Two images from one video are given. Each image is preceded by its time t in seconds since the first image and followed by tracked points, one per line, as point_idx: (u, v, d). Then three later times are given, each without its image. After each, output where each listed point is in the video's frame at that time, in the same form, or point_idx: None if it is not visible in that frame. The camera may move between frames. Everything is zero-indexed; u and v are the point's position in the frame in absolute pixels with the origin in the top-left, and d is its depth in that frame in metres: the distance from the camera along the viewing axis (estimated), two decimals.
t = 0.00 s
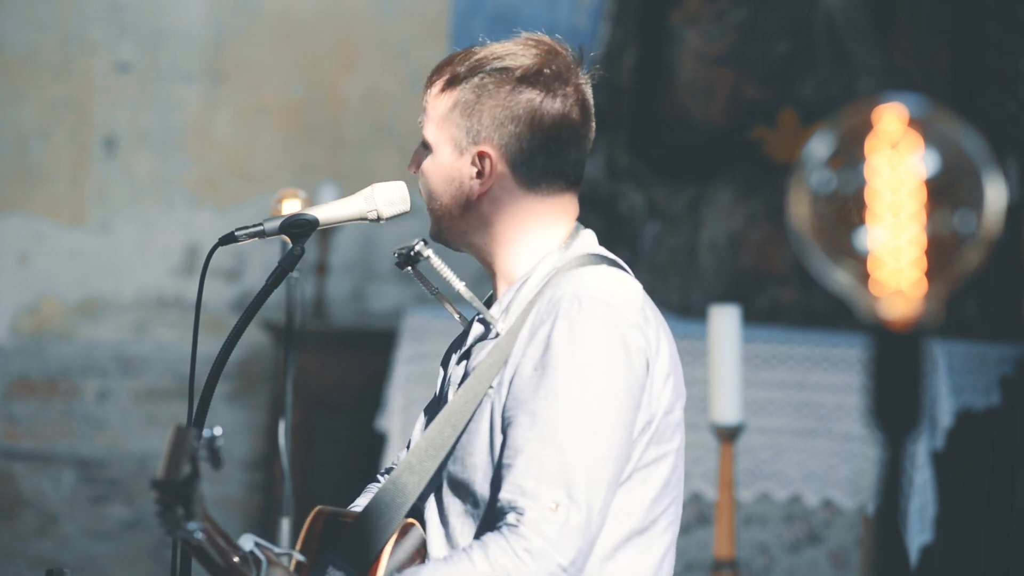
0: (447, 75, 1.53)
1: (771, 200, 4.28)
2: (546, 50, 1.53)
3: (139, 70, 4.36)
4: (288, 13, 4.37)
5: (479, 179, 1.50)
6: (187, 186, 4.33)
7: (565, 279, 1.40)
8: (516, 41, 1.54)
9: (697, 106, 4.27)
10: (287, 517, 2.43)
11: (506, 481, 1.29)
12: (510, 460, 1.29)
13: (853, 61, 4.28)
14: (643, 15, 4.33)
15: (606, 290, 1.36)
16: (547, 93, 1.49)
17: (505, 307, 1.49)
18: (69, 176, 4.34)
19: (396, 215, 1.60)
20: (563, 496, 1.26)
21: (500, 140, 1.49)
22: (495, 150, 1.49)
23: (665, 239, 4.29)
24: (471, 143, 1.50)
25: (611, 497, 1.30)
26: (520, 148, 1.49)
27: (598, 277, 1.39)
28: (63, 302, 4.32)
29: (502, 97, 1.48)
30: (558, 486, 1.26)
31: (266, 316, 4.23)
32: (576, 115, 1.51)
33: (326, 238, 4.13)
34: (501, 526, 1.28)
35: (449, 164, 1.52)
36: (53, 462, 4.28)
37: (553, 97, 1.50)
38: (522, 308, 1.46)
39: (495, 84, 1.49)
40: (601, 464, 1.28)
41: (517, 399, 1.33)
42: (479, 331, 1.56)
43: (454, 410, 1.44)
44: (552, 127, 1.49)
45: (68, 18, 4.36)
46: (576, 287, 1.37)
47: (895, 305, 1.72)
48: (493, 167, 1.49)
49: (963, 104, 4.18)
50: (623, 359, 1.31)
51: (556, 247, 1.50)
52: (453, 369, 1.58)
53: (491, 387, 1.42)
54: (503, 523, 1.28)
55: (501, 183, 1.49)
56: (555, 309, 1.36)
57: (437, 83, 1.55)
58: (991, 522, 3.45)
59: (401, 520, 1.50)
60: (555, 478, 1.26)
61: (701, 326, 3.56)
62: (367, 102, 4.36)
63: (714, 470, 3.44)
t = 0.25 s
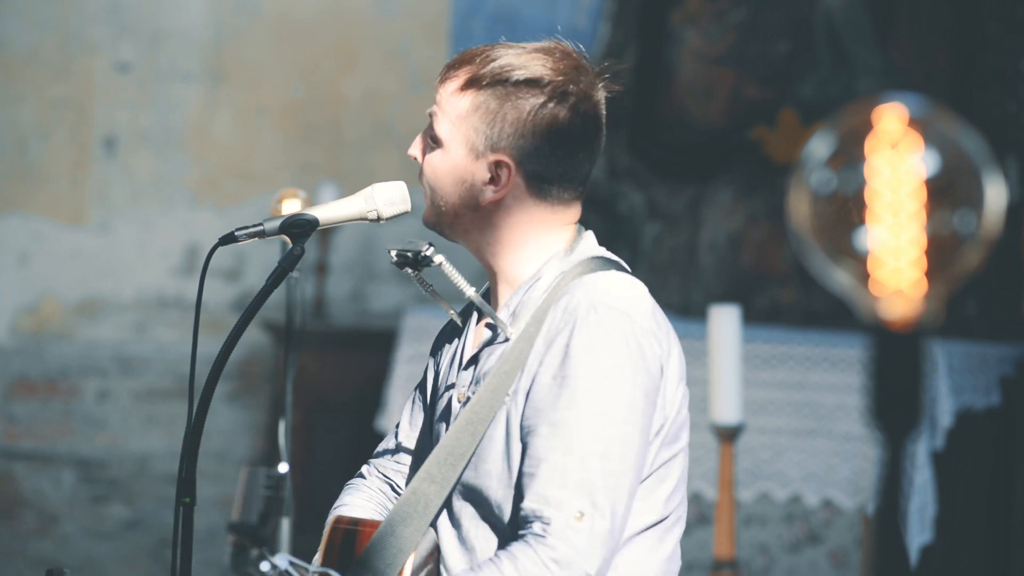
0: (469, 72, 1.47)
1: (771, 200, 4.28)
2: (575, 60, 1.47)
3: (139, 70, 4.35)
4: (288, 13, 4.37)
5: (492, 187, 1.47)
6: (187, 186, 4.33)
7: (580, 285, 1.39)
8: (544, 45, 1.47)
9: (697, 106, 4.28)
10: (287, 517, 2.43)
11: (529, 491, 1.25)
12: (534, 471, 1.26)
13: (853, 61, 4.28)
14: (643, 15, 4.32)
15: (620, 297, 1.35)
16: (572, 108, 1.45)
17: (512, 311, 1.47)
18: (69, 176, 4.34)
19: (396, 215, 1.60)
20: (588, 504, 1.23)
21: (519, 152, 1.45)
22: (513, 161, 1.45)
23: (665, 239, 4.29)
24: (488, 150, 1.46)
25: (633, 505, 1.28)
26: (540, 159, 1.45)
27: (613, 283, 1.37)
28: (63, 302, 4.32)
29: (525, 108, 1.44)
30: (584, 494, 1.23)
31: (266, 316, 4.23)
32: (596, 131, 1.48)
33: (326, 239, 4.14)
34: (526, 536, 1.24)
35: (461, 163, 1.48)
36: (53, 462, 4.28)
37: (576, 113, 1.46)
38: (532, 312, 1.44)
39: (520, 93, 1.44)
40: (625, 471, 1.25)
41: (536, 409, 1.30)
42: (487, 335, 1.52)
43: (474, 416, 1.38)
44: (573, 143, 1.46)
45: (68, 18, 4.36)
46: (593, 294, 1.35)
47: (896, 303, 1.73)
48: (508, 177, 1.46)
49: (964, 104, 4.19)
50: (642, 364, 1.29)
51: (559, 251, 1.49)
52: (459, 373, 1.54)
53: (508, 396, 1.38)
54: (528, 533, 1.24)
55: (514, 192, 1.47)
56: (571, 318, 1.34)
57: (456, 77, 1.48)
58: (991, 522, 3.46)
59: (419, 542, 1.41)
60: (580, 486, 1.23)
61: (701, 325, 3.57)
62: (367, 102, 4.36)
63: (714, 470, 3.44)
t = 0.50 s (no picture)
0: (491, 72, 1.54)
1: (771, 200, 4.28)
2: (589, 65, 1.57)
3: (139, 70, 4.35)
4: (288, 13, 4.37)
5: (507, 186, 1.56)
6: (187, 186, 4.33)
7: (591, 291, 1.47)
8: (562, 50, 1.56)
9: (697, 106, 4.28)
10: (287, 517, 2.43)
11: (549, 494, 1.34)
12: (555, 476, 1.34)
13: (853, 61, 4.28)
14: (643, 15, 4.31)
15: (631, 304, 1.44)
16: (588, 115, 1.55)
17: (520, 305, 1.55)
18: (69, 176, 4.33)
19: (396, 214, 1.60)
20: (607, 509, 1.32)
21: (536, 155, 1.55)
22: (529, 162, 1.55)
23: (665, 239, 4.29)
24: (506, 151, 1.54)
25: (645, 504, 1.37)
26: (555, 163, 1.56)
27: (623, 291, 1.46)
28: (63, 302, 4.32)
29: (546, 113, 1.53)
30: (602, 498, 1.32)
31: (266, 316, 4.22)
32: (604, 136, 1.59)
33: (326, 238, 4.18)
34: (546, 538, 1.33)
35: (477, 162, 1.55)
36: (53, 462, 4.28)
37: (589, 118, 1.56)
38: (541, 312, 1.50)
39: (541, 98, 1.53)
40: (638, 473, 1.34)
41: (554, 414, 1.39)
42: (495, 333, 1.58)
43: (490, 416, 1.43)
44: (583, 146, 1.57)
45: (69, 19, 4.36)
46: (606, 304, 1.43)
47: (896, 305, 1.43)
48: (524, 179, 1.55)
49: (964, 104, 4.19)
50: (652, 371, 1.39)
51: (563, 250, 1.59)
52: (464, 372, 1.61)
53: (524, 396, 1.44)
54: (548, 535, 1.33)
55: (527, 193, 1.57)
56: (585, 325, 1.43)
57: (476, 75, 1.55)
58: (992, 522, 3.46)
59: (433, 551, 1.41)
60: (598, 491, 1.33)
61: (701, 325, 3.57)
62: (367, 102, 4.36)
63: (714, 471, 3.45)
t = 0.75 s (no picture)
0: (498, 77, 1.59)
1: (771, 200, 4.29)
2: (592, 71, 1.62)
3: (139, 70, 4.35)
4: (288, 13, 4.37)
5: (512, 191, 1.60)
6: (187, 186, 4.33)
7: (605, 305, 1.53)
8: (566, 56, 1.61)
9: (697, 106, 4.28)
10: (287, 517, 2.43)
11: (567, 508, 1.41)
12: (573, 490, 1.41)
13: (853, 61, 4.29)
14: (643, 15, 4.29)
15: (643, 317, 1.50)
16: (593, 120, 1.60)
17: (528, 316, 1.61)
18: (69, 176, 4.33)
19: (396, 214, 1.60)
20: (623, 522, 1.39)
21: (543, 160, 1.60)
22: (535, 168, 1.60)
23: (665, 239, 4.29)
24: (512, 156, 1.59)
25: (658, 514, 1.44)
26: (560, 167, 1.61)
27: (635, 305, 1.52)
28: (62, 302, 4.31)
29: (553, 118, 1.58)
30: (618, 513, 1.39)
31: (266, 316, 4.22)
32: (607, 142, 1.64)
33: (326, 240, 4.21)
34: (565, 552, 1.40)
35: (483, 167, 1.60)
36: (53, 462, 4.27)
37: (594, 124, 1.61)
38: (551, 322, 1.57)
39: (548, 103, 1.58)
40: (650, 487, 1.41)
41: (571, 428, 1.45)
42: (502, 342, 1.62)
43: (504, 431, 1.51)
44: (587, 151, 1.62)
45: (68, 18, 4.34)
46: (619, 320, 1.49)
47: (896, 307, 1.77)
48: (529, 183, 1.60)
49: (963, 104, 4.20)
50: (663, 386, 1.45)
51: (569, 257, 1.64)
52: (468, 381, 1.64)
53: (541, 408, 1.51)
54: (567, 549, 1.40)
55: (533, 198, 1.61)
56: (600, 340, 1.49)
57: (483, 80, 1.60)
58: (991, 522, 3.46)
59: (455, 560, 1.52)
60: (615, 506, 1.39)
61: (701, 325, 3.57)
62: (367, 102, 4.37)
63: (714, 471, 3.45)
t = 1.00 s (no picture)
0: (495, 88, 1.62)
1: (771, 200, 4.29)
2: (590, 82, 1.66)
3: (139, 70, 4.35)
4: (288, 13, 4.36)
5: (511, 201, 1.63)
6: (187, 186, 4.33)
7: (615, 326, 1.56)
8: (563, 67, 1.65)
9: (697, 106, 4.28)
10: (287, 517, 2.43)
11: (580, 529, 1.44)
12: (584, 509, 1.44)
13: (853, 61, 4.29)
14: (643, 15, 4.30)
15: (650, 335, 1.54)
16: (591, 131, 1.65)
17: (534, 335, 1.64)
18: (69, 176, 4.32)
19: (396, 214, 1.60)
20: (635, 540, 1.42)
21: (541, 171, 1.64)
22: (533, 178, 1.63)
23: (665, 239, 4.29)
24: (511, 167, 1.63)
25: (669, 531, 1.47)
26: (559, 177, 1.65)
27: (642, 324, 1.55)
28: (63, 302, 4.29)
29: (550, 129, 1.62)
30: (630, 532, 1.42)
31: (266, 316, 4.23)
32: (604, 152, 1.69)
33: (326, 240, 4.23)
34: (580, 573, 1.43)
35: (483, 179, 1.63)
36: (53, 462, 4.26)
37: (591, 134, 1.66)
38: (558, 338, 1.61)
39: (545, 114, 1.62)
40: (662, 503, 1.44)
41: (582, 448, 1.49)
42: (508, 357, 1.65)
43: (516, 451, 1.54)
44: (585, 162, 1.66)
45: (68, 18, 4.33)
46: (628, 339, 1.53)
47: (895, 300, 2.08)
48: (527, 194, 1.63)
49: (964, 104, 4.21)
50: (673, 404, 1.48)
51: (572, 272, 1.68)
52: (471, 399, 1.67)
53: (551, 430, 1.54)
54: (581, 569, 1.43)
55: (532, 209, 1.65)
56: (609, 360, 1.52)
57: (480, 92, 1.64)
58: (991, 522, 3.46)
59: None
60: (627, 524, 1.42)
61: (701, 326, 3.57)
62: (367, 102, 4.37)
63: (714, 470, 3.45)
